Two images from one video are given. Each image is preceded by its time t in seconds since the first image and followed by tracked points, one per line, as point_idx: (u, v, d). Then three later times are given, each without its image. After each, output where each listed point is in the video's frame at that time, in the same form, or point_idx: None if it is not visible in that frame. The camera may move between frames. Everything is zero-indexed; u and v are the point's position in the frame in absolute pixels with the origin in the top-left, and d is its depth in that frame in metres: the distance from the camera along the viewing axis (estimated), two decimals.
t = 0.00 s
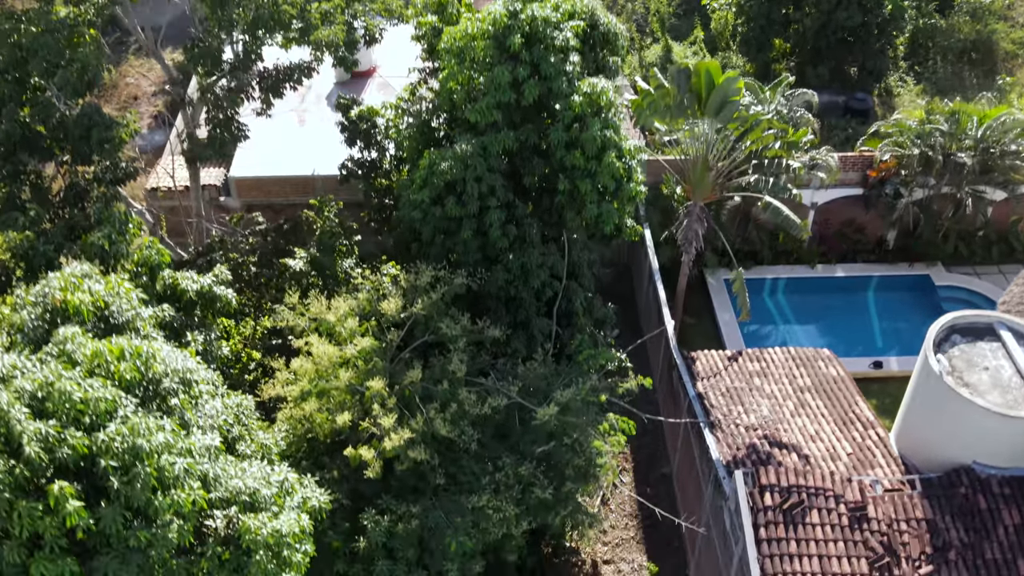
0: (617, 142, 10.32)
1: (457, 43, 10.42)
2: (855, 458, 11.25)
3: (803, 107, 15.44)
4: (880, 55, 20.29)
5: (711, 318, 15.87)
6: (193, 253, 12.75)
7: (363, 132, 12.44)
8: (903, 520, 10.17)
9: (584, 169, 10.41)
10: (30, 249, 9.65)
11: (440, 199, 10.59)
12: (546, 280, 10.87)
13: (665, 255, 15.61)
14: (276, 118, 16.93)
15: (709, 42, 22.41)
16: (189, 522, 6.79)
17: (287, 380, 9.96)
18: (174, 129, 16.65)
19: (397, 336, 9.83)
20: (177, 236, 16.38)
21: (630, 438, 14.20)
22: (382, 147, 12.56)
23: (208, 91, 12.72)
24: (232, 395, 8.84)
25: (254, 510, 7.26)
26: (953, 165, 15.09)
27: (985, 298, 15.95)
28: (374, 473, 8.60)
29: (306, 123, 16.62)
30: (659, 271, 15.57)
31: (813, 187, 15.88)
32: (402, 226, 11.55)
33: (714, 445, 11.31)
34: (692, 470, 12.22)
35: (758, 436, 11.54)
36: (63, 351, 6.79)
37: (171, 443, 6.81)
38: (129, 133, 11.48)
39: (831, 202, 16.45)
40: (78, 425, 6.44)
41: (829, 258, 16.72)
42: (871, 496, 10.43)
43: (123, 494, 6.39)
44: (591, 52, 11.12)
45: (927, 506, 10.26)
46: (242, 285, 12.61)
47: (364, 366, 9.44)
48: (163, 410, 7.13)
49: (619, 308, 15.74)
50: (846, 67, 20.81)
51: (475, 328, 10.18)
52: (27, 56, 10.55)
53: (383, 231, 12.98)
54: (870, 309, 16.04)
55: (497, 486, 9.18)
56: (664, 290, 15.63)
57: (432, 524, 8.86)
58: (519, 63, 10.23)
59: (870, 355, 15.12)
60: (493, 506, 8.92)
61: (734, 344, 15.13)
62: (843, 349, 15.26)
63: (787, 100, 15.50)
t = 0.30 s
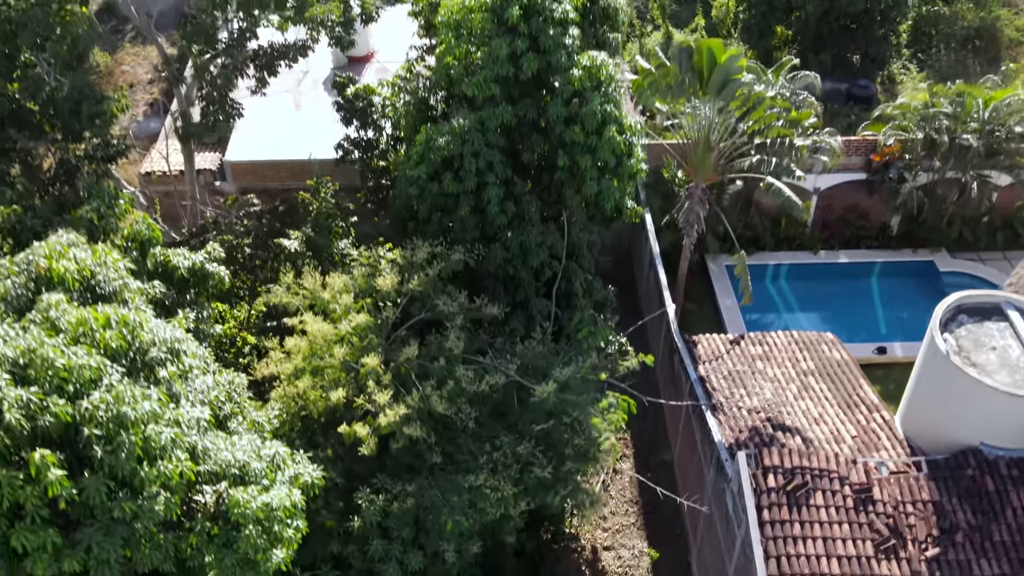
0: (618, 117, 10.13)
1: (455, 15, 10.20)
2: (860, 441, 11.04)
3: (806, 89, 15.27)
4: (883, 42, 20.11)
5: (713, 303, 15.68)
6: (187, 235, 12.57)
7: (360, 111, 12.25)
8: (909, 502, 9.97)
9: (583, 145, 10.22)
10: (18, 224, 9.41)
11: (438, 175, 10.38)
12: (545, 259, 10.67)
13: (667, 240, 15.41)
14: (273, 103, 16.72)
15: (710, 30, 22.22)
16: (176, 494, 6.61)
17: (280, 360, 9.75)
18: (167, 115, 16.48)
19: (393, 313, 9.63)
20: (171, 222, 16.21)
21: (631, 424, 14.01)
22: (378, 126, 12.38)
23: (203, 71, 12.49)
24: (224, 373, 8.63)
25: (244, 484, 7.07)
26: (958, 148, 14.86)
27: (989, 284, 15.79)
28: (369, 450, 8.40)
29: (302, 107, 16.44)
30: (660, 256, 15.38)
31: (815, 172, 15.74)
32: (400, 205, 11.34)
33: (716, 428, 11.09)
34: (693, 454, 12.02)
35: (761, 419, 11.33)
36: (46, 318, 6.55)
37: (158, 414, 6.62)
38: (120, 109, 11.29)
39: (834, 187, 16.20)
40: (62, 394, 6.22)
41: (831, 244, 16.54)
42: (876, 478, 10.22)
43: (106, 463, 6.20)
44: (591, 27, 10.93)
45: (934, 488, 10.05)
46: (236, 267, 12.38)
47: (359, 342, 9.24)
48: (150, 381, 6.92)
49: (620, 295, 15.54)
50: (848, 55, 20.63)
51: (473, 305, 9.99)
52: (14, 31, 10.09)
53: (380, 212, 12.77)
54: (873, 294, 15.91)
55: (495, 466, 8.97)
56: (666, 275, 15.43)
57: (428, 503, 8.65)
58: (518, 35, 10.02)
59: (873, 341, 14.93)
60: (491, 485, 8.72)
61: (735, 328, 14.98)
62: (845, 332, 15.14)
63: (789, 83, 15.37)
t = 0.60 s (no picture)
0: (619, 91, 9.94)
1: None
2: (865, 424, 10.84)
3: (808, 72, 15.01)
4: (886, 29, 19.92)
5: (715, 289, 15.48)
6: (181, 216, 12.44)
7: (357, 90, 12.04)
8: (916, 484, 9.78)
9: (584, 120, 10.03)
10: (6, 199, 9.22)
11: (435, 152, 10.19)
12: (545, 237, 10.48)
13: (668, 225, 15.21)
14: (269, 87, 16.52)
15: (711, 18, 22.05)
16: (165, 467, 6.42)
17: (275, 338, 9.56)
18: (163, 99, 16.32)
19: (390, 289, 9.42)
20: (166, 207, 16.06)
21: (632, 410, 13.83)
22: (375, 106, 12.19)
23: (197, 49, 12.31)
24: (216, 349, 8.44)
25: (234, 457, 6.88)
26: (963, 131, 14.68)
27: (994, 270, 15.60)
28: (365, 426, 8.22)
29: (299, 91, 16.24)
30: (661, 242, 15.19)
31: (818, 157, 15.49)
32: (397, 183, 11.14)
33: (719, 410, 10.89)
34: (695, 438, 11.83)
35: (764, 401, 11.12)
36: (31, 285, 6.34)
37: (147, 383, 6.43)
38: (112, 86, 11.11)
39: (838, 171, 16.00)
40: (46, 360, 6.02)
41: (835, 230, 16.36)
42: (883, 460, 10.03)
43: (92, 431, 6.01)
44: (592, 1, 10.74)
45: (941, 470, 9.86)
46: (231, 249, 12.19)
47: (355, 319, 9.05)
48: (139, 350, 6.73)
49: (621, 281, 15.35)
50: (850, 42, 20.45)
51: (472, 283, 9.79)
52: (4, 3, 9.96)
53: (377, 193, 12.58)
54: (876, 280, 15.71)
55: (493, 445, 8.78)
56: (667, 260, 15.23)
57: (424, 483, 8.44)
58: (518, 8, 9.82)
59: (877, 326, 14.75)
60: (489, 464, 8.53)
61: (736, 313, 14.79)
62: (847, 317, 14.95)
63: (791, 66, 15.08)
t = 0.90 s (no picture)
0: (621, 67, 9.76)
1: None
2: (871, 408, 10.64)
3: (814, 56, 14.67)
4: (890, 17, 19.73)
5: (717, 276, 15.30)
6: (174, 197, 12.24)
7: (354, 69, 11.82)
8: (924, 468, 9.58)
9: (585, 96, 9.84)
10: None
11: (434, 128, 10.00)
12: (545, 217, 10.29)
13: (670, 211, 15.03)
14: (266, 72, 16.34)
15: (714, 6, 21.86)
16: (153, 439, 6.24)
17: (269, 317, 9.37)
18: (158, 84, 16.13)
19: (387, 268, 9.22)
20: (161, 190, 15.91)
21: (633, 397, 13.65)
22: (373, 86, 12.01)
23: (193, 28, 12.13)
24: (208, 325, 8.25)
25: (225, 430, 6.71)
26: (970, 116, 14.49)
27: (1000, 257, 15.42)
28: (360, 404, 8.03)
29: (297, 77, 16.04)
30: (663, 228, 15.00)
31: (823, 142, 15.32)
32: (394, 163, 10.96)
33: (722, 394, 10.68)
34: (698, 423, 11.65)
35: (768, 385, 10.92)
36: (14, 250, 6.14)
37: (134, 352, 6.25)
38: (104, 62, 10.93)
39: (843, 157, 15.78)
40: (29, 327, 5.83)
41: (839, 217, 16.17)
42: (889, 443, 9.83)
43: (76, 400, 5.82)
44: None
45: (949, 453, 9.67)
46: (226, 231, 12.00)
47: (351, 296, 8.86)
48: (126, 320, 6.54)
49: (622, 267, 15.17)
50: (854, 30, 20.24)
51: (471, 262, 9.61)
52: None
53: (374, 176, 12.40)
54: (881, 266, 15.52)
55: (492, 425, 8.61)
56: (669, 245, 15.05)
57: (422, 463, 8.26)
58: None
59: (882, 313, 14.58)
60: (488, 444, 8.34)
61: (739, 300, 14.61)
62: (852, 304, 14.77)
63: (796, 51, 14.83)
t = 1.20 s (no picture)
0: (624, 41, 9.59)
1: None
2: (878, 390, 10.47)
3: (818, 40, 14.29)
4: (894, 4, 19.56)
5: (721, 263, 15.13)
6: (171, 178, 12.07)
7: (353, 48, 11.64)
8: (932, 449, 9.41)
9: (587, 71, 9.68)
10: None
11: (434, 104, 9.84)
12: (547, 195, 10.13)
13: (672, 196, 14.86)
14: (266, 59, 16.17)
15: None
16: (144, 409, 6.06)
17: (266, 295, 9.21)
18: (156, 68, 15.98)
19: (385, 244, 9.03)
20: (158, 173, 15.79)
21: (636, 383, 13.48)
22: (372, 65, 11.85)
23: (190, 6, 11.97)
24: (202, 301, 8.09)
25: (219, 400, 6.55)
26: (977, 99, 14.31)
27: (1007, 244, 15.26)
28: (358, 380, 7.86)
29: (296, 62, 15.85)
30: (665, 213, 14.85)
31: (827, 127, 15.19)
32: (394, 142, 10.79)
33: (727, 376, 10.51)
34: (702, 406, 11.48)
35: (774, 367, 10.75)
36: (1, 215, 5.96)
37: (125, 319, 6.07)
38: (98, 38, 10.77)
39: (848, 142, 15.73)
40: (16, 291, 5.65)
41: (843, 204, 16.01)
42: (898, 424, 9.66)
43: (65, 365, 5.63)
44: None
45: (958, 434, 9.49)
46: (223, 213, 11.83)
47: (349, 272, 8.70)
48: (117, 288, 6.37)
49: (624, 253, 15.00)
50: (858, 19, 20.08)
51: (471, 239, 9.42)
52: None
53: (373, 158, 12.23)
54: (887, 253, 15.36)
55: (493, 403, 8.46)
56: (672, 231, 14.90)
57: (421, 441, 8.07)
58: None
59: (888, 300, 14.40)
60: (488, 422, 8.18)
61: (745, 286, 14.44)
62: (858, 290, 14.60)
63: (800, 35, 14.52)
